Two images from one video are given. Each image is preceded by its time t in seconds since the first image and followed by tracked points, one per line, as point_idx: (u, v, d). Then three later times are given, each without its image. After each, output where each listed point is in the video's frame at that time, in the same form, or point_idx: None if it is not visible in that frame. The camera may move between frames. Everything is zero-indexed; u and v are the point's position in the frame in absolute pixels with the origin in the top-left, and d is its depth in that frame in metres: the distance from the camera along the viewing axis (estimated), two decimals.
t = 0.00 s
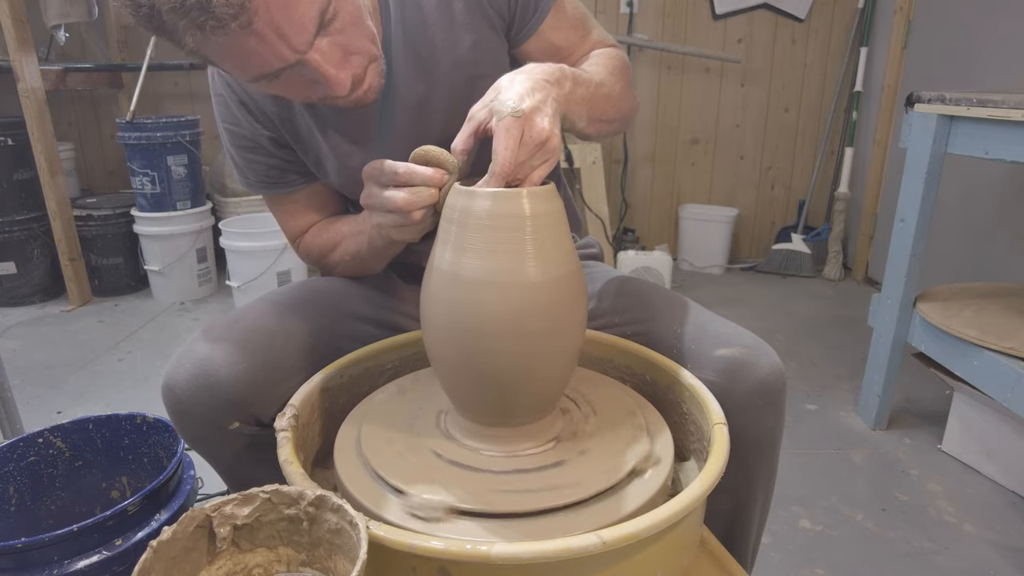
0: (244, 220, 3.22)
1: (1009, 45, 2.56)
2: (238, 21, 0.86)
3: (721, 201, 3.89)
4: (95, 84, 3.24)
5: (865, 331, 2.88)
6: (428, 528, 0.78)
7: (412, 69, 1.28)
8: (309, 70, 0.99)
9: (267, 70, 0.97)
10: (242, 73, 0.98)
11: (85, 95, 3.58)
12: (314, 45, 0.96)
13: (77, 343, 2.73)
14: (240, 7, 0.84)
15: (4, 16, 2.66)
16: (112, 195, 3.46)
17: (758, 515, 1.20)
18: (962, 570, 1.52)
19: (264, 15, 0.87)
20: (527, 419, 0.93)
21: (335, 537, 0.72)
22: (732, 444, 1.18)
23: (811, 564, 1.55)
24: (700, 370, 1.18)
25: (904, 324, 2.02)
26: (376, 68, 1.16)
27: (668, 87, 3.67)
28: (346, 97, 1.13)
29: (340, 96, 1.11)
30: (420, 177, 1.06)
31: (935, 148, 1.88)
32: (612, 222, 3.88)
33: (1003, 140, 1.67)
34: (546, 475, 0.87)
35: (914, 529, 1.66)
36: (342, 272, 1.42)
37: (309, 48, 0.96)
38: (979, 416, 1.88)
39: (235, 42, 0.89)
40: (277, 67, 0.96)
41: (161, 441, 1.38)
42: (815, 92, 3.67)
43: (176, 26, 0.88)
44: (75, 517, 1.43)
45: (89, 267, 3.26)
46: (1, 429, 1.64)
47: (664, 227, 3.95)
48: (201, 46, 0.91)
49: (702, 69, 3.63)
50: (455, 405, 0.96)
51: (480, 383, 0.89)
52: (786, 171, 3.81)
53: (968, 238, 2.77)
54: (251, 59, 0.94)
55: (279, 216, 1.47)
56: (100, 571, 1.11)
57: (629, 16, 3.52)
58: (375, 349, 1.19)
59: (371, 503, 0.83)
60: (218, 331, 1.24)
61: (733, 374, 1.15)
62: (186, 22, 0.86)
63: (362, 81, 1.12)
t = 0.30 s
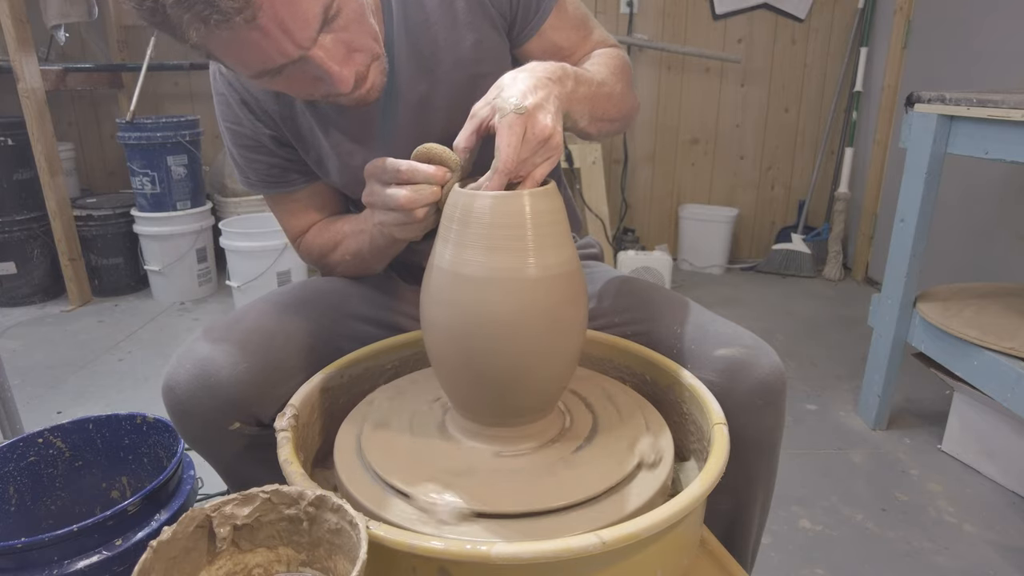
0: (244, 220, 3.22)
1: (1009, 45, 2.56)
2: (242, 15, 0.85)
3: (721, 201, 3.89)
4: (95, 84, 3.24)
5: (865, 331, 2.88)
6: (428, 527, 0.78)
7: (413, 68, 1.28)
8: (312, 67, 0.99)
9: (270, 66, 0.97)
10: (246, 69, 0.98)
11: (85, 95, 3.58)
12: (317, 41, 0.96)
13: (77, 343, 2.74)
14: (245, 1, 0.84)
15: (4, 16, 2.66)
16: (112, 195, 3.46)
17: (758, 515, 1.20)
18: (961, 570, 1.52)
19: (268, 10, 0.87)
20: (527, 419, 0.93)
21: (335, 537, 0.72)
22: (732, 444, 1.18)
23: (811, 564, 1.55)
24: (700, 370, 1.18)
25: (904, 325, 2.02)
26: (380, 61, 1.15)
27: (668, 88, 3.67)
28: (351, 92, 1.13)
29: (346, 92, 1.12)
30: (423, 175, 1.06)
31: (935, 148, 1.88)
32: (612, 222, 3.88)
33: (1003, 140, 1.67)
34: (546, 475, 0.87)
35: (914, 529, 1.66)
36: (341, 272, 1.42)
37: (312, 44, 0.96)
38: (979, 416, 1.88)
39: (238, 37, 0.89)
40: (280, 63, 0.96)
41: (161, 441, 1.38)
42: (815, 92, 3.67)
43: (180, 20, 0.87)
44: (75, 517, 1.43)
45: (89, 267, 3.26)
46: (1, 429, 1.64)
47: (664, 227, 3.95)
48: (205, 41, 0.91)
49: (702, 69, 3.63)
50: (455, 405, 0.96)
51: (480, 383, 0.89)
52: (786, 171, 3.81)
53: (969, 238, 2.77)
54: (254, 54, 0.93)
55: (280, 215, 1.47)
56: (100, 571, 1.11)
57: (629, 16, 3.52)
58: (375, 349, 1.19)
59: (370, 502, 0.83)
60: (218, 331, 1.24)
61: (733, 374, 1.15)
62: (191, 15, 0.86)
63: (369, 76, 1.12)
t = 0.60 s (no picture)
0: (244, 220, 3.22)
1: (1009, 45, 2.56)
2: None
3: (721, 201, 3.89)
4: (95, 84, 3.24)
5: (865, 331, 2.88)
6: (427, 527, 0.78)
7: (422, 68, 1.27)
8: (304, 37, 0.98)
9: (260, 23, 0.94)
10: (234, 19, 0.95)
11: (85, 95, 3.58)
12: (315, 15, 0.96)
13: (77, 343, 2.74)
14: None
15: (4, 16, 2.66)
16: (112, 195, 3.46)
17: (758, 515, 1.20)
18: (962, 570, 1.52)
19: None
20: (527, 419, 0.93)
21: (335, 537, 0.72)
22: (732, 444, 1.18)
23: (811, 564, 1.55)
24: (700, 370, 1.18)
25: (904, 325, 2.02)
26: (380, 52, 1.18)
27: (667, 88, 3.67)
28: (334, 78, 1.12)
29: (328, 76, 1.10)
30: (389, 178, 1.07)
31: (935, 148, 1.88)
32: (612, 223, 3.88)
33: (1003, 140, 1.67)
34: (545, 475, 0.87)
35: (914, 529, 1.66)
36: (341, 272, 1.42)
37: (307, 16, 0.95)
38: (979, 416, 1.88)
39: None
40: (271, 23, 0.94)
41: (161, 441, 1.38)
42: (815, 92, 3.67)
43: None
44: (75, 517, 1.43)
45: (89, 267, 3.26)
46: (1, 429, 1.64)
47: (664, 227, 3.95)
48: None
49: (702, 69, 3.63)
50: (455, 405, 0.96)
51: (480, 383, 0.89)
52: (786, 171, 3.81)
53: (969, 238, 2.77)
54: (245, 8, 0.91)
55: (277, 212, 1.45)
56: (100, 571, 1.11)
57: (629, 16, 3.52)
58: (374, 349, 1.19)
59: (371, 502, 0.83)
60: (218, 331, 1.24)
61: (733, 374, 1.15)
62: None
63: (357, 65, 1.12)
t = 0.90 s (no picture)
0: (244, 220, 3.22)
1: (1009, 45, 2.56)
2: None
3: (721, 201, 3.89)
4: (95, 84, 3.24)
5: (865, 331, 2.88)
6: (426, 528, 0.78)
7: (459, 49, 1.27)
8: None
9: None
10: None
11: (85, 95, 3.58)
12: None
13: (77, 343, 2.74)
14: None
15: (4, 16, 2.66)
16: (112, 195, 3.46)
17: (758, 515, 1.20)
18: (961, 570, 1.52)
19: None
20: (527, 420, 0.93)
21: (335, 538, 0.72)
22: (732, 444, 1.18)
23: (811, 564, 1.55)
24: (701, 370, 1.18)
25: (904, 325, 2.02)
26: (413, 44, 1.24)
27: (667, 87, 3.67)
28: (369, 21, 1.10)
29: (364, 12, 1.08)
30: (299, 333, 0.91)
31: (935, 148, 1.88)
32: (612, 223, 3.88)
33: (1002, 140, 1.67)
34: (546, 475, 0.87)
35: (914, 529, 1.66)
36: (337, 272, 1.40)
37: None
38: (979, 416, 1.88)
39: None
40: None
41: (161, 440, 1.38)
42: (815, 92, 3.67)
43: None
44: (75, 517, 1.43)
45: (89, 267, 3.26)
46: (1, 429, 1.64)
47: (664, 227, 3.95)
48: None
49: (702, 69, 3.63)
50: (455, 405, 0.96)
51: (480, 383, 0.89)
52: (786, 171, 3.81)
53: (968, 238, 2.77)
54: None
55: (263, 180, 1.35)
56: (100, 570, 1.11)
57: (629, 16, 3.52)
58: (375, 349, 1.19)
59: (370, 503, 0.83)
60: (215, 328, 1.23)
61: (734, 374, 1.15)
62: None
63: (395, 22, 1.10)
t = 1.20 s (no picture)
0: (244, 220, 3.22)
1: (1008, 45, 2.56)
2: None
3: (721, 201, 3.89)
4: (95, 84, 3.24)
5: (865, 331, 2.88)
6: (425, 527, 0.78)
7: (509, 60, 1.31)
8: None
9: None
10: None
11: (85, 95, 3.58)
12: None
13: (77, 343, 2.74)
14: None
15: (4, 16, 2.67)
16: (112, 195, 3.46)
17: (758, 515, 1.20)
18: (961, 570, 1.52)
19: None
20: (527, 419, 0.93)
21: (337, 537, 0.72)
22: (733, 444, 1.18)
23: (811, 564, 1.55)
24: (702, 369, 1.18)
25: (904, 325, 2.02)
26: (464, 53, 1.30)
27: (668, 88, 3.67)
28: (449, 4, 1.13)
29: None
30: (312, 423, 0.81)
31: (935, 148, 1.88)
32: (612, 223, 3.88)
33: (1002, 140, 1.67)
34: (545, 475, 0.87)
35: (914, 530, 1.66)
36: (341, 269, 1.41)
37: None
38: (980, 416, 1.88)
39: None
40: None
41: (161, 441, 1.38)
42: (815, 92, 3.67)
43: None
44: (75, 517, 1.43)
45: (89, 267, 3.26)
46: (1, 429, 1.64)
47: (664, 227, 3.95)
48: None
49: (702, 69, 3.64)
50: (455, 405, 0.95)
51: (481, 383, 0.89)
52: (786, 171, 3.81)
53: (968, 238, 2.77)
54: None
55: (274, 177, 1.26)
56: (100, 570, 1.11)
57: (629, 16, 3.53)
58: (375, 349, 1.19)
59: (369, 502, 0.83)
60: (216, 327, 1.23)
61: (735, 373, 1.15)
62: None
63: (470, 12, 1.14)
